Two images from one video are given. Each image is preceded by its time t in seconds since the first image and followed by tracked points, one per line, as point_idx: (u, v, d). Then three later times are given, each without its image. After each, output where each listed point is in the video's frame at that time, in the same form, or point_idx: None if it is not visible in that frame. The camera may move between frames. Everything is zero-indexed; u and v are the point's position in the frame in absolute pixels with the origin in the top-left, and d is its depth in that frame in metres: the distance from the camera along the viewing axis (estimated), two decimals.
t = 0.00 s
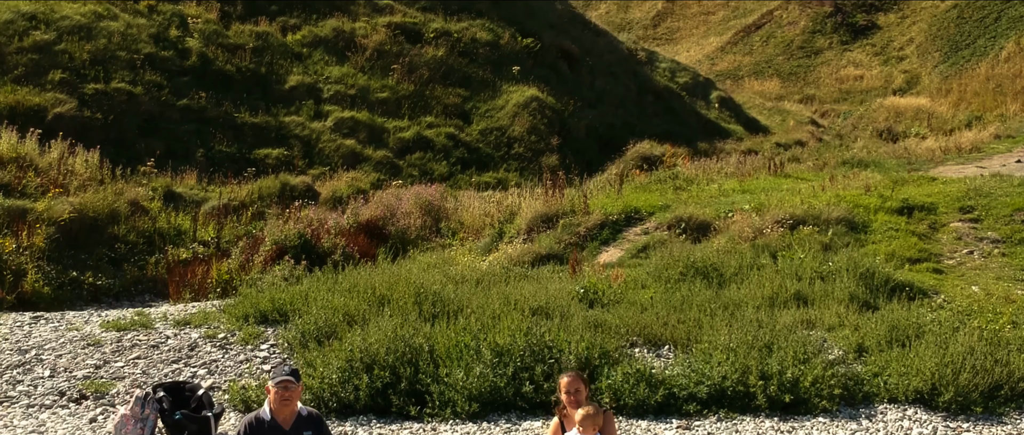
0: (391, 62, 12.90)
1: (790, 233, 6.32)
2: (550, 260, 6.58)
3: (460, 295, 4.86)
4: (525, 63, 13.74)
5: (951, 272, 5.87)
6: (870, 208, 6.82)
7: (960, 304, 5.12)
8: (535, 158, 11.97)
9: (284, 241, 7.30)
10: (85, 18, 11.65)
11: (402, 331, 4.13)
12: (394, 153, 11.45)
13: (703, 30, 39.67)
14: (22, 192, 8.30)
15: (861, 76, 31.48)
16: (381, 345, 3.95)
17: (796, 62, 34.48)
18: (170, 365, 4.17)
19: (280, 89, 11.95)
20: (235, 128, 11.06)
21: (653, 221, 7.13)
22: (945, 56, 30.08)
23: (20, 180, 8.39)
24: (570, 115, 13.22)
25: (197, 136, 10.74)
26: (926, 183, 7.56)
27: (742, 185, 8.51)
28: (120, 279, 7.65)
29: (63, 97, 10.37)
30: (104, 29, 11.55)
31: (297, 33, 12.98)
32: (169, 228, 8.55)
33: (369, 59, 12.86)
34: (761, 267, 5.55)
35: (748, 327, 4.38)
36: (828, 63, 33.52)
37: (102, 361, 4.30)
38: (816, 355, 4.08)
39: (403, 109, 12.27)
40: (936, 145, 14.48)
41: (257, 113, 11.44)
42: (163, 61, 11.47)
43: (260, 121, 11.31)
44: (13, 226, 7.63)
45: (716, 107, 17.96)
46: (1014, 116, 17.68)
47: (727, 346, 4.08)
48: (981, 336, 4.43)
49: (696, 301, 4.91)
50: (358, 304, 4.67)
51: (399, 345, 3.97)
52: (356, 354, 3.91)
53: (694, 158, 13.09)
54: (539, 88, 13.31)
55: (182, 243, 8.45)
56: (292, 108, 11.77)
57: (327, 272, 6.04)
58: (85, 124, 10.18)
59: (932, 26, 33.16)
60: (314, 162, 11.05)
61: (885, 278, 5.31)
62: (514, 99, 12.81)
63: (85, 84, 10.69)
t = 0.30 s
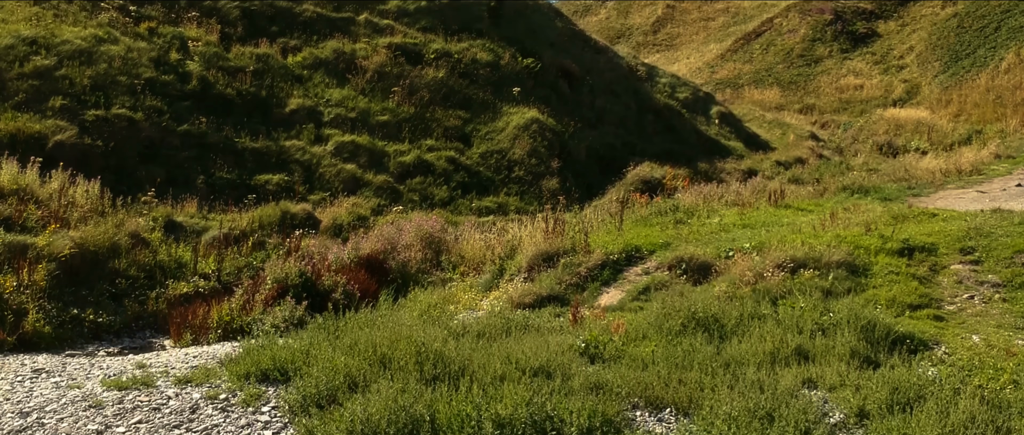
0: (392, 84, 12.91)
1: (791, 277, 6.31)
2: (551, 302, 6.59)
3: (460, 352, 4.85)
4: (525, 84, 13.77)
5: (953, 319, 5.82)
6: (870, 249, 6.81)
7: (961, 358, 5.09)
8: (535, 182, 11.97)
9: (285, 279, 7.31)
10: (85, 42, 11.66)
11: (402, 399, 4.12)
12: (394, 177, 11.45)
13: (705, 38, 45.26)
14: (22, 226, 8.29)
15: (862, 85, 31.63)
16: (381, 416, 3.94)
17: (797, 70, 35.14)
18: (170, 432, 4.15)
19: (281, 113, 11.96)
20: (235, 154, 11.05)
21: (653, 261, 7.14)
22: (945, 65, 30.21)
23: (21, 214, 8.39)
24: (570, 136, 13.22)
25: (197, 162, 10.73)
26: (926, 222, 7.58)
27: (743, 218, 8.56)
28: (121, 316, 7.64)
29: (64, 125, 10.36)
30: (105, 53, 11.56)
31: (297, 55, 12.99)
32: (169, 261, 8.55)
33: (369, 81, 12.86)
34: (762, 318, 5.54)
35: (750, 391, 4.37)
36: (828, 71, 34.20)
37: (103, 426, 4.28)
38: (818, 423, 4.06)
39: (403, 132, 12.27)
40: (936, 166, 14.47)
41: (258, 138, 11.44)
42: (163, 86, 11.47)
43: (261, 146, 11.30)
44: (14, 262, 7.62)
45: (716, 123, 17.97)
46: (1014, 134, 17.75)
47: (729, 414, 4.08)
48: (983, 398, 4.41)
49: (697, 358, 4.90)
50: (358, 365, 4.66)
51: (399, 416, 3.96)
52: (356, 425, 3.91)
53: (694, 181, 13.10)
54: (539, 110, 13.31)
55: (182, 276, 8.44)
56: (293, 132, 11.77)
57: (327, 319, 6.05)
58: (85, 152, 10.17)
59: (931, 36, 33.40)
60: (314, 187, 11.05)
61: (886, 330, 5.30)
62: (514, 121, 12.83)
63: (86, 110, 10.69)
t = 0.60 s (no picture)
0: (392, 106, 12.91)
1: (792, 323, 6.30)
2: (550, 346, 6.58)
3: (459, 412, 4.84)
4: (525, 105, 13.78)
5: (954, 367, 5.76)
6: (870, 292, 6.80)
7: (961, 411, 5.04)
8: (535, 206, 11.97)
9: (285, 317, 7.29)
10: (85, 66, 11.67)
11: None
12: (394, 202, 11.44)
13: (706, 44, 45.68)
14: (21, 261, 8.30)
15: (861, 94, 31.72)
16: None
17: (797, 78, 35.14)
18: None
19: (281, 137, 11.96)
20: (235, 179, 11.05)
21: (653, 301, 7.14)
22: (945, 75, 30.21)
23: (21, 248, 8.39)
24: (570, 158, 13.22)
25: (197, 189, 10.73)
26: (926, 260, 7.58)
27: (743, 251, 8.57)
28: (121, 352, 7.63)
29: (64, 152, 10.36)
30: (105, 78, 11.56)
31: (297, 77, 12.99)
32: (169, 294, 8.54)
33: (369, 103, 12.87)
34: (763, 370, 5.53)
35: None
36: (828, 80, 34.18)
37: None
38: None
39: (403, 156, 12.26)
40: (936, 187, 14.46)
41: (258, 163, 11.44)
42: (163, 110, 11.47)
43: (261, 171, 11.30)
44: (13, 299, 7.61)
45: (716, 139, 17.97)
46: (1015, 151, 17.75)
47: None
48: None
49: (697, 417, 4.89)
50: (357, 426, 4.66)
51: None
52: None
53: (694, 203, 13.11)
54: (539, 132, 13.31)
55: (182, 310, 8.43)
56: (293, 156, 11.77)
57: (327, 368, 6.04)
58: (85, 180, 10.17)
59: (931, 46, 33.43)
60: (314, 213, 11.05)
61: (887, 383, 5.28)
62: (514, 143, 12.83)
63: (86, 137, 10.70)
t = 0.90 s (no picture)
0: (392, 128, 12.92)
1: (791, 368, 6.30)
2: (550, 389, 6.58)
3: None
4: (525, 126, 13.79)
5: (954, 416, 5.70)
6: (870, 334, 6.81)
7: None
8: (535, 229, 11.97)
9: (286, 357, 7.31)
10: (85, 90, 11.67)
11: None
12: (394, 227, 11.46)
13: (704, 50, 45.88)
14: (22, 296, 8.29)
15: (861, 103, 31.74)
16: None
17: (797, 87, 35.18)
18: None
19: (281, 160, 11.97)
20: (236, 205, 11.07)
21: (653, 341, 7.15)
22: (945, 84, 30.25)
23: (22, 282, 8.37)
24: (570, 180, 13.24)
25: (197, 215, 10.74)
26: (926, 298, 7.60)
27: (743, 284, 8.59)
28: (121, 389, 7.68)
29: (64, 179, 10.36)
30: (105, 102, 11.57)
31: (297, 99, 13.01)
32: (170, 327, 8.56)
33: (369, 125, 12.88)
34: (762, 421, 5.50)
35: None
36: (828, 88, 34.20)
37: None
38: None
39: (403, 179, 12.27)
40: (935, 208, 14.51)
41: (258, 187, 11.45)
42: (164, 135, 11.48)
43: (261, 196, 11.31)
44: (13, 335, 7.58)
45: (716, 155, 17.98)
46: (1015, 167, 17.77)
47: None
48: None
49: None
50: None
51: None
52: None
53: (693, 225, 13.13)
54: (539, 153, 13.33)
55: (182, 343, 8.44)
56: (293, 180, 11.78)
57: (327, 416, 6.07)
58: (85, 207, 10.18)
59: (932, 55, 33.44)
60: (314, 238, 11.06)
61: None
62: (514, 166, 12.84)
63: (86, 164, 10.70)
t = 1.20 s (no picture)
0: (392, 150, 12.93)
1: (790, 410, 6.27)
2: (549, 428, 6.54)
3: None
4: (525, 146, 13.81)
5: None
6: (869, 374, 6.79)
7: None
8: (535, 252, 11.99)
9: (286, 395, 7.32)
10: (85, 114, 11.68)
11: None
12: (394, 251, 11.47)
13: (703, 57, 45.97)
14: (22, 330, 8.22)
15: (861, 112, 31.76)
16: None
17: (797, 94, 35.23)
18: None
19: (281, 183, 11.98)
20: (236, 229, 11.08)
21: (653, 379, 7.15)
22: (945, 93, 30.25)
23: (22, 315, 8.34)
24: (570, 201, 13.25)
25: (197, 240, 10.75)
26: (926, 336, 7.58)
27: (743, 316, 8.58)
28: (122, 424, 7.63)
29: (64, 206, 10.36)
30: (105, 126, 11.59)
31: (298, 120, 13.03)
32: (170, 359, 8.55)
33: (369, 147, 12.90)
34: None
35: None
36: (828, 96, 34.21)
37: None
38: None
39: (403, 201, 12.29)
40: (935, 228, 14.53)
41: (258, 211, 11.46)
42: (164, 159, 11.49)
43: (261, 220, 11.33)
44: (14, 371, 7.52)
45: (715, 170, 17.99)
46: (1015, 183, 17.83)
47: None
48: None
49: None
50: None
51: None
52: None
53: (693, 245, 13.14)
54: (539, 174, 13.34)
55: (183, 376, 8.42)
56: (293, 203, 11.80)
57: None
58: (86, 234, 10.18)
59: (932, 63, 33.46)
60: (314, 263, 11.07)
61: None
62: (514, 187, 12.86)
63: (86, 189, 10.70)
